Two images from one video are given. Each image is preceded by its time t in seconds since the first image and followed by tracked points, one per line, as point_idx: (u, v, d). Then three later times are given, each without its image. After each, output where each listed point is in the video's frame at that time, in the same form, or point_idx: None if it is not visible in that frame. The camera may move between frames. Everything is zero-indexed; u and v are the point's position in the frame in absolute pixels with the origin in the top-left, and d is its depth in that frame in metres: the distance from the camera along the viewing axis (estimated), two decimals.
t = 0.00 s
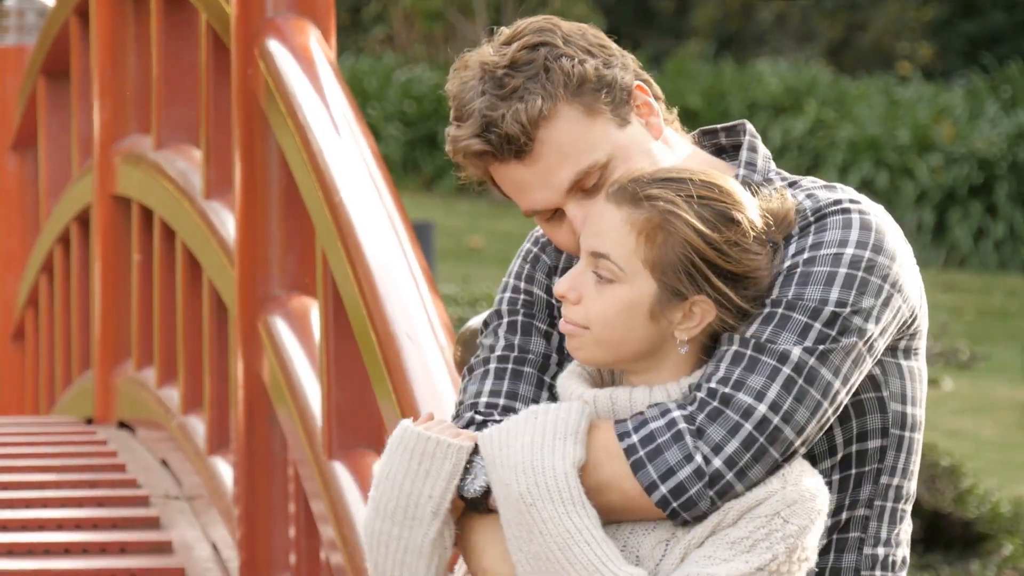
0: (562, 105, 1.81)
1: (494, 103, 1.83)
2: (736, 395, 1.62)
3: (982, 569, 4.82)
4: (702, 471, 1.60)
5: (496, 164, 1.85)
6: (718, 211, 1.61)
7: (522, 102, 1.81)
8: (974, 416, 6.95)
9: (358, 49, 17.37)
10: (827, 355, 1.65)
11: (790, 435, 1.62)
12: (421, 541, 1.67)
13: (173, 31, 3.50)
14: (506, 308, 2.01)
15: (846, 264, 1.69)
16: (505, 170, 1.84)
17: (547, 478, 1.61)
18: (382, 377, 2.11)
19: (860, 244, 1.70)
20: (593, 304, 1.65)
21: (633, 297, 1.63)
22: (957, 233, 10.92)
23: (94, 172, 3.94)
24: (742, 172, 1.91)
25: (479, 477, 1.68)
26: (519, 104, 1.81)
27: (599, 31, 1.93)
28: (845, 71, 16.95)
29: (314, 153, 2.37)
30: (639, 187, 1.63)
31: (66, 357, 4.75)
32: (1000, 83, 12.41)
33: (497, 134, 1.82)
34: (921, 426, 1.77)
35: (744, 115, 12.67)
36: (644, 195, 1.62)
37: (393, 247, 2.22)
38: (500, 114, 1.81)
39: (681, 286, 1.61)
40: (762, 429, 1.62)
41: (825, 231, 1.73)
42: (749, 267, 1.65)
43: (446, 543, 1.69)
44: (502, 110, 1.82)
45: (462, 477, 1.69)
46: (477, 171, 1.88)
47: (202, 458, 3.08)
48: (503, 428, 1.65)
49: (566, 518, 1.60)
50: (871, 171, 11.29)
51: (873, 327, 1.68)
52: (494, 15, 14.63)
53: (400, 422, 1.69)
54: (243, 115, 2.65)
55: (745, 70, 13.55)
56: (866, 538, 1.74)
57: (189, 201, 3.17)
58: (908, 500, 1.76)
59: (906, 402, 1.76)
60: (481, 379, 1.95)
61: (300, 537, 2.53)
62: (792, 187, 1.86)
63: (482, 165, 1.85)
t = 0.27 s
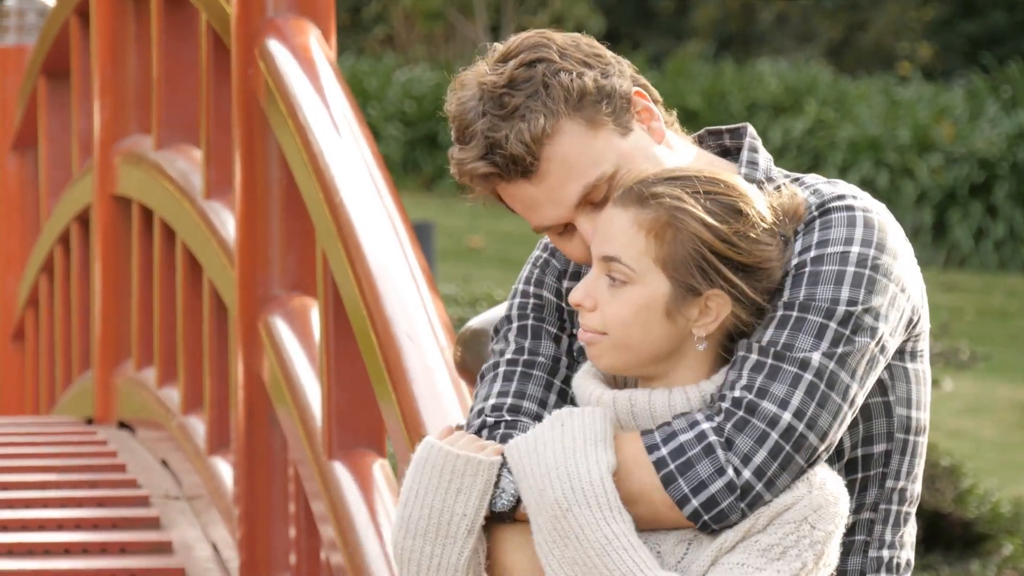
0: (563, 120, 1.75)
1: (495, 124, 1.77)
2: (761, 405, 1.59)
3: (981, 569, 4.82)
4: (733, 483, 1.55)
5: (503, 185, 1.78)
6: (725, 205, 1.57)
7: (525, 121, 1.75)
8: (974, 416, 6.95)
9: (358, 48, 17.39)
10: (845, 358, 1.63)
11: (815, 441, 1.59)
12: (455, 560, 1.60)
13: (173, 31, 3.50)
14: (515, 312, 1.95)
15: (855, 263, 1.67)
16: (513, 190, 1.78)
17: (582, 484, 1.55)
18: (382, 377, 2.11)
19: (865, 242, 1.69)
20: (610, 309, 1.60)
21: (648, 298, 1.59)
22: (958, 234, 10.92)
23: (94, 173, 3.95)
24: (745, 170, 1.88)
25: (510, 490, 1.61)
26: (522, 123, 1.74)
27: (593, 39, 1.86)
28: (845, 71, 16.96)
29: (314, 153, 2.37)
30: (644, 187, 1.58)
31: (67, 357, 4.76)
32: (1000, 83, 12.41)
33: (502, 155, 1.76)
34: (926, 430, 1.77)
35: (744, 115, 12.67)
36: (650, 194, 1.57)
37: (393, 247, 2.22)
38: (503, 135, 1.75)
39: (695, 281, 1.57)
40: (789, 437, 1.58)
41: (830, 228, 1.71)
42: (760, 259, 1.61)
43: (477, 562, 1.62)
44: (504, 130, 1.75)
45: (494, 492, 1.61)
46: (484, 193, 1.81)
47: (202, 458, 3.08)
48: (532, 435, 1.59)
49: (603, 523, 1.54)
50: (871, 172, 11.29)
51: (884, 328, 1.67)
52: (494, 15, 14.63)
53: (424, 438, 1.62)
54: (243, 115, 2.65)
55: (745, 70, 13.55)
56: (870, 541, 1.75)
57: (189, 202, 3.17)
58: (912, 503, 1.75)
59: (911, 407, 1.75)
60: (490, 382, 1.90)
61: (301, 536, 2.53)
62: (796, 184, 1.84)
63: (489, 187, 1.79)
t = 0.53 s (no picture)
0: (579, 126, 1.75)
1: (513, 130, 1.77)
2: (764, 402, 1.57)
3: (981, 570, 4.82)
4: (728, 477, 1.55)
5: (522, 189, 1.79)
6: (749, 211, 1.58)
7: (542, 127, 1.75)
8: (975, 417, 6.95)
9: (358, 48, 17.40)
10: (853, 363, 1.61)
11: (815, 443, 1.58)
12: (452, 557, 1.60)
13: (173, 31, 3.50)
14: (532, 315, 1.96)
15: (869, 269, 1.66)
16: (531, 194, 1.79)
17: (575, 477, 1.55)
18: (382, 379, 2.11)
19: (882, 249, 1.68)
20: (626, 309, 1.61)
21: (664, 299, 1.59)
22: (958, 234, 10.92)
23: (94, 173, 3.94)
24: (769, 172, 1.87)
25: (507, 488, 1.61)
26: (537, 129, 1.75)
27: (615, 39, 1.85)
28: (845, 72, 16.97)
29: (314, 154, 2.37)
30: (666, 189, 1.59)
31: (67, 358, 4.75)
32: (1000, 83, 12.41)
33: (518, 161, 1.76)
34: (936, 444, 1.75)
35: (744, 116, 12.68)
36: (672, 197, 1.58)
37: (393, 248, 2.22)
38: (520, 140, 1.76)
39: (712, 286, 1.57)
40: (789, 437, 1.57)
41: (848, 232, 1.69)
42: (780, 266, 1.61)
43: (475, 558, 1.62)
44: (521, 135, 1.76)
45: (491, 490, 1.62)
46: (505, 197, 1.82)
47: (202, 459, 3.08)
48: (530, 431, 1.59)
49: (592, 517, 1.54)
50: (871, 172, 11.30)
51: (895, 335, 1.65)
52: (494, 15, 14.64)
53: (421, 437, 1.63)
54: (243, 115, 2.65)
55: (745, 71, 13.54)
56: (872, 548, 1.72)
57: (189, 202, 3.16)
58: (919, 514, 1.74)
59: (922, 419, 1.74)
60: (500, 383, 1.90)
61: (300, 537, 2.53)
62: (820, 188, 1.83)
63: (508, 192, 1.80)
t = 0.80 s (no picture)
0: (599, 116, 1.80)
1: (535, 115, 1.84)
2: (750, 399, 1.61)
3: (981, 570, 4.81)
4: (706, 471, 1.59)
5: (541, 174, 1.85)
6: (760, 219, 1.61)
7: (561, 114, 1.81)
8: (975, 417, 6.95)
9: (357, 49, 17.40)
10: (846, 366, 1.63)
11: (801, 443, 1.60)
12: (437, 552, 1.68)
13: (173, 32, 3.49)
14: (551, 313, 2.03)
15: (873, 276, 1.67)
16: (549, 180, 1.84)
17: (551, 472, 1.59)
18: (382, 379, 2.11)
19: (890, 256, 1.69)
20: (631, 307, 1.64)
21: (670, 301, 1.62)
22: (957, 235, 10.92)
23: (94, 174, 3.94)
24: (791, 176, 1.90)
25: (490, 486, 1.69)
26: (558, 116, 1.81)
27: (647, 33, 1.92)
28: (845, 72, 16.97)
29: (313, 154, 2.37)
30: (679, 192, 1.62)
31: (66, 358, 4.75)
32: (999, 84, 12.41)
33: (536, 147, 1.82)
34: (941, 456, 1.75)
35: (744, 116, 12.69)
36: (684, 200, 1.62)
37: (393, 249, 2.22)
38: (540, 126, 1.82)
39: (718, 291, 1.61)
40: (773, 434, 1.60)
41: (857, 238, 1.71)
42: (788, 275, 1.65)
43: (461, 552, 1.70)
44: (542, 122, 1.82)
45: (474, 487, 1.69)
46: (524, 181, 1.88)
47: (201, 460, 3.08)
48: (512, 426, 1.63)
49: (567, 511, 1.58)
50: (871, 173, 11.31)
51: (895, 342, 1.66)
52: (493, 15, 14.64)
53: (408, 435, 1.69)
54: (242, 116, 2.65)
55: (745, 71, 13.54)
56: (869, 554, 1.72)
57: (189, 203, 3.16)
58: (920, 525, 1.75)
59: (926, 430, 1.74)
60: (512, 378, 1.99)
61: (300, 537, 2.53)
62: (840, 194, 1.84)
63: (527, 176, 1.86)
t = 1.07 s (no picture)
0: (627, 111, 1.81)
1: (563, 102, 1.84)
2: (740, 400, 1.61)
3: (980, 572, 4.81)
4: (690, 469, 1.60)
5: (560, 162, 1.86)
6: (767, 234, 1.62)
7: (589, 104, 1.82)
8: (973, 419, 6.95)
9: (356, 51, 17.41)
10: (842, 374, 1.63)
11: (789, 447, 1.61)
12: (426, 548, 1.69)
13: (172, 34, 3.48)
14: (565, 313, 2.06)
15: (875, 285, 1.67)
16: (567, 168, 1.85)
17: (535, 467, 1.60)
18: (382, 383, 2.10)
19: (893, 267, 1.69)
20: (632, 309, 1.65)
21: (669, 307, 1.63)
22: (956, 236, 10.92)
23: (94, 175, 3.92)
24: (806, 182, 1.91)
25: (482, 479, 1.70)
26: (585, 105, 1.82)
27: (683, 34, 1.93)
28: (843, 73, 16.98)
29: (312, 156, 2.36)
30: (688, 201, 1.63)
31: (64, 359, 4.75)
32: (998, 85, 12.42)
33: (559, 133, 1.83)
34: (944, 468, 1.76)
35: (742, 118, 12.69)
36: (692, 209, 1.62)
37: (392, 251, 2.21)
38: (566, 113, 1.83)
39: (718, 304, 1.61)
40: (761, 437, 1.60)
41: (863, 247, 1.71)
42: (790, 290, 1.66)
43: (452, 547, 1.71)
44: (569, 109, 1.83)
45: (467, 481, 1.70)
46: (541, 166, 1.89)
47: (200, 462, 3.08)
48: (508, 422, 1.65)
49: (549, 506, 1.58)
50: (869, 175, 11.31)
51: (893, 351, 1.66)
52: (492, 17, 14.64)
53: (400, 431, 1.71)
54: (240, 117, 2.65)
55: (743, 73, 13.53)
56: (865, 560, 1.72)
57: (188, 204, 3.16)
58: (920, 535, 1.75)
59: (928, 441, 1.75)
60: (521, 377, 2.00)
61: (297, 539, 2.53)
62: (851, 203, 1.84)
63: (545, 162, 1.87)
